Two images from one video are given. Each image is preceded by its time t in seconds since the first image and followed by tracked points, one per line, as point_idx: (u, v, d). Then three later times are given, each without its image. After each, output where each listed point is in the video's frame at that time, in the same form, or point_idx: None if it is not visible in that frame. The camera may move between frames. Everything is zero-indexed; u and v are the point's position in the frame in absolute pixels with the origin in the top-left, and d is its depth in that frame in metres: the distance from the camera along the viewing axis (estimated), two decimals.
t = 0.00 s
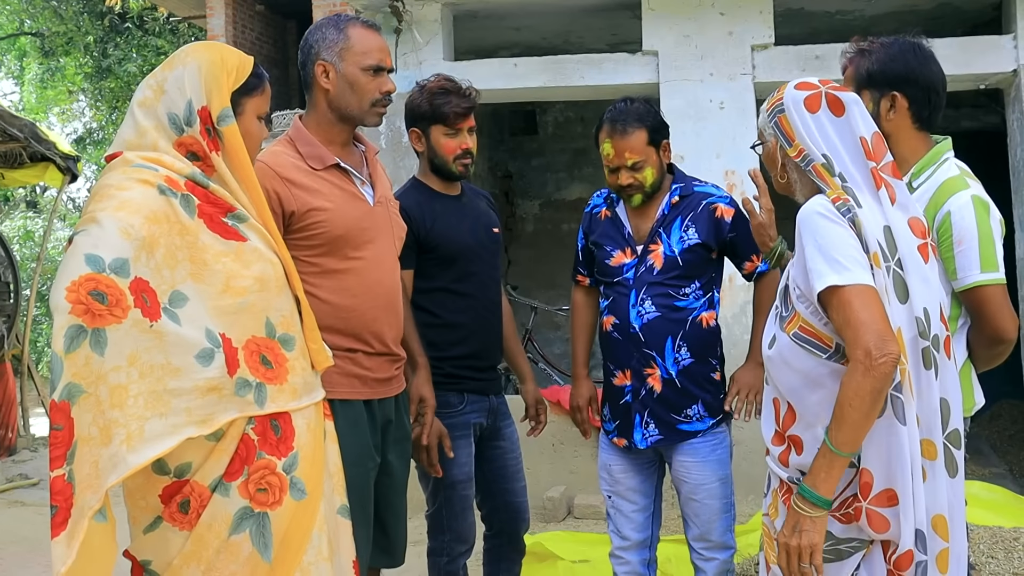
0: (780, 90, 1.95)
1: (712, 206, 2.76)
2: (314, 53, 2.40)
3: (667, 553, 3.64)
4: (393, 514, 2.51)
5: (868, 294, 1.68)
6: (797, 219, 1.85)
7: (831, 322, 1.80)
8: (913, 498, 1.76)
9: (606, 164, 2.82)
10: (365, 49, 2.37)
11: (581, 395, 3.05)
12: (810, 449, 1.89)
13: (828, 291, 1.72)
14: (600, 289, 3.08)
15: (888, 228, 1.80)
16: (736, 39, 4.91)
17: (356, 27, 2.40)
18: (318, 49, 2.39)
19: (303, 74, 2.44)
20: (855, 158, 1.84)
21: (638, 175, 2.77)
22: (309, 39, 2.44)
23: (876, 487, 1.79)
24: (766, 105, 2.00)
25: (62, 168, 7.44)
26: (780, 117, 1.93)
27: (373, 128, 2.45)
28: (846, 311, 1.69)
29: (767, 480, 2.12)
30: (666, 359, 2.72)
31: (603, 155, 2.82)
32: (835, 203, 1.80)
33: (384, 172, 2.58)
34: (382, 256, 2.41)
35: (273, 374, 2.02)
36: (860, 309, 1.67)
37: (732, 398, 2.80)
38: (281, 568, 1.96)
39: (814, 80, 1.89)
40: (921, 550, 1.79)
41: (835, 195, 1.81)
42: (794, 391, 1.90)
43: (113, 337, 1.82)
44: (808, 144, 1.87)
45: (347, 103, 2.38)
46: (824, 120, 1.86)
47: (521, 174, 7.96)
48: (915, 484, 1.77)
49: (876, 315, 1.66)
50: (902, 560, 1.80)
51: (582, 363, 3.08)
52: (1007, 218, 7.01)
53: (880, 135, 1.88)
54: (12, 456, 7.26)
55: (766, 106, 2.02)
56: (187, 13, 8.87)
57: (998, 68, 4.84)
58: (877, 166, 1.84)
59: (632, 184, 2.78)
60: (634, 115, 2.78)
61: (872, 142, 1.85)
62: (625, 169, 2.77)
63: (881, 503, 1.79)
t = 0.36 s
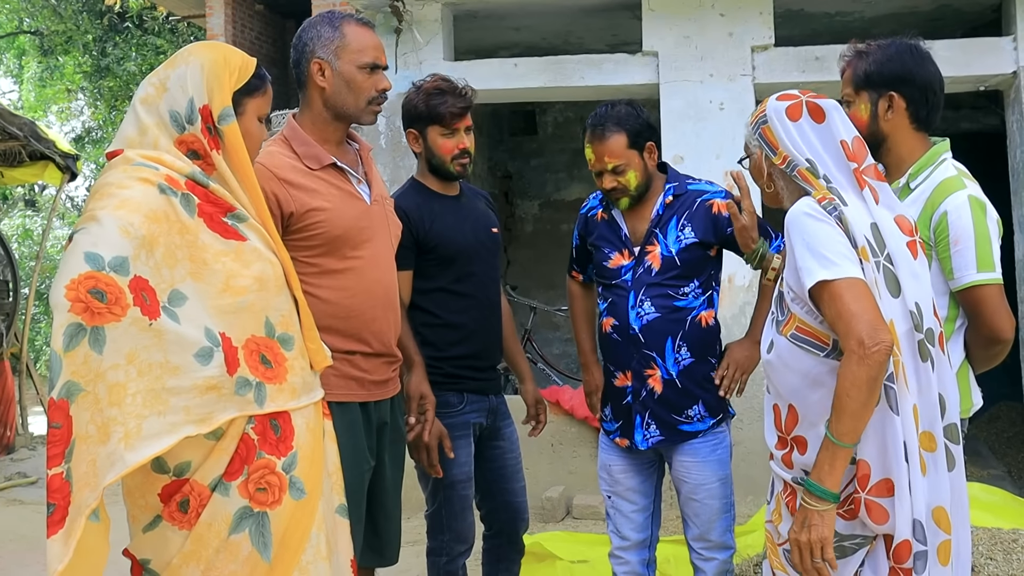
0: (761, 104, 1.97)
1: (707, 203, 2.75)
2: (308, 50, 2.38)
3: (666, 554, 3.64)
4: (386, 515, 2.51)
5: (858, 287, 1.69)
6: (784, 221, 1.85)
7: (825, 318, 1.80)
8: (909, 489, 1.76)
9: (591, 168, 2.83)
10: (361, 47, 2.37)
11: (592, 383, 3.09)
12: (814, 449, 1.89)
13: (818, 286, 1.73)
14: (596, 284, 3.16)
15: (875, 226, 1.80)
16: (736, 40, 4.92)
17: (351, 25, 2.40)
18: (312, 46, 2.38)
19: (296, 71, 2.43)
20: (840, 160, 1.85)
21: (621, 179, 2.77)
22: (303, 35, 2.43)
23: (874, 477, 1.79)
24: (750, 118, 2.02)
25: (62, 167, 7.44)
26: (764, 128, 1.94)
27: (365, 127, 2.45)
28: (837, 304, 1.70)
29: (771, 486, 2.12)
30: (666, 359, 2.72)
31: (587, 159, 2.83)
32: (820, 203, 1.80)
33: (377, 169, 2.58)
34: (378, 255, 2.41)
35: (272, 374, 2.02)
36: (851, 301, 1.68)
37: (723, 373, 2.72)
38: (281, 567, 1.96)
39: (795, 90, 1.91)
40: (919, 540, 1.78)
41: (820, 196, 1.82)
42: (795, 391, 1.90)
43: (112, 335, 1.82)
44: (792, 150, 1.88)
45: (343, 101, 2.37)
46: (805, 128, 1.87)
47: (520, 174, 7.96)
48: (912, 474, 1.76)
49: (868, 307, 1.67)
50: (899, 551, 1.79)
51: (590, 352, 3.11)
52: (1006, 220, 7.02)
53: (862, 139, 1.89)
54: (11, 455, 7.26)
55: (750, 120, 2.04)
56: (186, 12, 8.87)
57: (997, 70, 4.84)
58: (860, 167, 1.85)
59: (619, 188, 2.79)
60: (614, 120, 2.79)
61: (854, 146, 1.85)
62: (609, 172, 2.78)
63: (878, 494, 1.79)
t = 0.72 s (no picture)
0: (758, 115, 1.98)
1: (705, 203, 2.76)
2: (311, 49, 2.38)
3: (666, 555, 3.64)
4: (386, 516, 2.51)
5: (863, 282, 1.69)
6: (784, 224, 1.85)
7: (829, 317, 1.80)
8: (916, 482, 1.76)
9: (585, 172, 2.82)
10: (364, 46, 2.37)
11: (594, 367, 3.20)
12: (820, 449, 1.89)
13: (823, 283, 1.73)
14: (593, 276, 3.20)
15: (874, 226, 1.80)
16: (739, 43, 4.92)
17: (354, 24, 2.40)
18: (315, 45, 2.38)
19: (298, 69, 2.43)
20: (836, 163, 1.86)
21: (614, 181, 2.77)
22: (305, 34, 2.43)
23: (881, 471, 1.79)
24: (747, 129, 2.03)
25: (64, 164, 7.43)
26: (762, 137, 1.95)
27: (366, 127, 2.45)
28: (843, 300, 1.70)
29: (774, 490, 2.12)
30: (669, 360, 2.72)
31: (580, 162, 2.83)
32: (820, 204, 1.81)
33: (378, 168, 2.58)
34: (381, 254, 2.41)
35: (274, 372, 2.02)
36: (856, 296, 1.68)
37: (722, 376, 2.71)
38: (281, 566, 1.96)
39: (792, 99, 1.92)
40: (927, 534, 1.77)
41: (819, 198, 1.82)
42: (801, 393, 1.90)
43: (115, 333, 1.81)
44: (790, 155, 1.89)
45: (346, 100, 2.37)
46: (802, 135, 1.89)
47: (522, 176, 7.97)
48: (919, 468, 1.76)
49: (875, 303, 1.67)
50: (908, 545, 1.78)
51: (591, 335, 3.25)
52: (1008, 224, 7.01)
53: (856, 145, 1.88)
54: (11, 452, 7.26)
55: (747, 130, 2.05)
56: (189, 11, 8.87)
57: (1000, 74, 4.84)
58: (856, 169, 1.86)
59: (614, 192, 2.79)
60: (605, 122, 2.80)
61: (849, 151, 1.86)
62: (602, 175, 2.77)
63: (885, 488, 1.79)
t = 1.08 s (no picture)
0: (781, 101, 1.94)
1: (706, 204, 2.76)
2: (328, 49, 2.37)
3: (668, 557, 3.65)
4: (388, 516, 2.50)
5: (875, 293, 1.68)
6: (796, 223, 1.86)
7: (836, 324, 1.80)
8: (922, 495, 1.76)
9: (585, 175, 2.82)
10: (384, 48, 2.39)
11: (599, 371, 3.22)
12: (818, 452, 1.88)
13: (834, 294, 1.72)
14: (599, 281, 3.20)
15: (886, 234, 1.80)
16: (744, 45, 4.92)
17: (371, 27, 2.40)
18: (332, 46, 2.37)
19: (309, 65, 2.41)
20: (857, 165, 1.85)
21: (613, 183, 2.77)
22: (318, 32, 2.41)
23: (886, 484, 1.79)
24: (767, 114, 1.99)
25: (67, 164, 7.44)
26: (783, 125, 1.91)
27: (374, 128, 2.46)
28: (854, 312, 1.69)
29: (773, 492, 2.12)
30: (672, 362, 2.72)
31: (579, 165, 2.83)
32: (834, 210, 1.81)
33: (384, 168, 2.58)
34: (386, 254, 2.41)
35: (277, 372, 2.02)
36: (867, 308, 1.68)
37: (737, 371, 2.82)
38: (285, 566, 1.96)
39: (818, 91, 1.89)
40: (932, 546, 1.78)
41: (834, 202, 1.82)
42: (802, 395, 1.90)
43: (117, 333, 1.81)
44: (809, 151, 1.86)
45: (362, 102, 2.38)
46: (826, 129, 1.86)
47: (524, 177, 7.97)
48: (924, 480, 1.77)
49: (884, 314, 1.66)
50: (913, 559, 1.79)
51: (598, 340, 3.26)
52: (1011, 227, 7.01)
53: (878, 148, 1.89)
54: (13, 451, 7.27)
55: (767, 115, 2.01)
56: (193, 11, 8.88)
57: (1004, 78, 4.84)
58: (877, 173, 1.85)
59: (615, 194, 2.79)
60: (604, 125, 2.79)
61: (870, 153, 1.86)
62: (601, 178, 2.78)
63: (891, 501, 1.79)
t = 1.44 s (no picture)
0: (810, 91, 1.89)
1: (706, 206, 2.76)
2: (347, 51, 2.37)
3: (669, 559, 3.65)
4: (390, 515, 2.51)
5: (891, 309, 1.67)
6: (818, 228, 1.82)
7: (849, 335, 1.79)
8: (922, 516, 1.77)
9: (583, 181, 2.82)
10: (399, 54, 2.42)
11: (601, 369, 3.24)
12: (823, 457, 1.88)
13: (850, 307, 1.71)
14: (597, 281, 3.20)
15: (909, 243, 1.79)
16: (747, 48, 4.93)
17: (388, 32, 2.42)
18: (352, 47, 2.37)
19: (324, 64, 2.40)
20: (889, 167, 1.81)
21: (610, 189, 2.77)
22: (335, 32, 2.40)
23: (886, 503, 1.80)
24: (795, 104, 1.93)
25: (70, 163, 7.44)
26: (811, 119, 1.86)
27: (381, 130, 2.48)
28: (868, 326, 1.68)
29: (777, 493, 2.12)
30: (676, 364, 2.72)
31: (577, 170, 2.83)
32: (858, 217, 1.78)
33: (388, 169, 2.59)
34: (390, 256, 2.42)
35: (282, 372, 2.02)
36: (882, 325, 1.66)
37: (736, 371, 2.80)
38: (288, 565, 1.96)
39: (850, 84, 1.84)
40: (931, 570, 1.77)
41: (858, 209, 1.79)
42: (809, 399, 1.90)
43: (123, 332, 1.81)
44: (838, 150, 1.81)
45: (377, 105, 2.40)
46: (857, 126, 1.81)
47: (527, 179, 7.97)
48: (927, 500, 1.77)
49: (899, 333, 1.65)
50: None
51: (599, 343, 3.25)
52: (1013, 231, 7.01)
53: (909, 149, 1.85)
54: (14, 450, 7.27)
55: (794, 105, 1.95)
56: (196, 11, 8.89)
57: (1008, 82, 4.85)
58: (911, 177, 1.83)
59: (612, 198, 2.79)
60: (599, 131, 2.81)
61: (902, 153, 1.82)
62: (599, 184, 2.78)
63: (889, 520, 1.80)
